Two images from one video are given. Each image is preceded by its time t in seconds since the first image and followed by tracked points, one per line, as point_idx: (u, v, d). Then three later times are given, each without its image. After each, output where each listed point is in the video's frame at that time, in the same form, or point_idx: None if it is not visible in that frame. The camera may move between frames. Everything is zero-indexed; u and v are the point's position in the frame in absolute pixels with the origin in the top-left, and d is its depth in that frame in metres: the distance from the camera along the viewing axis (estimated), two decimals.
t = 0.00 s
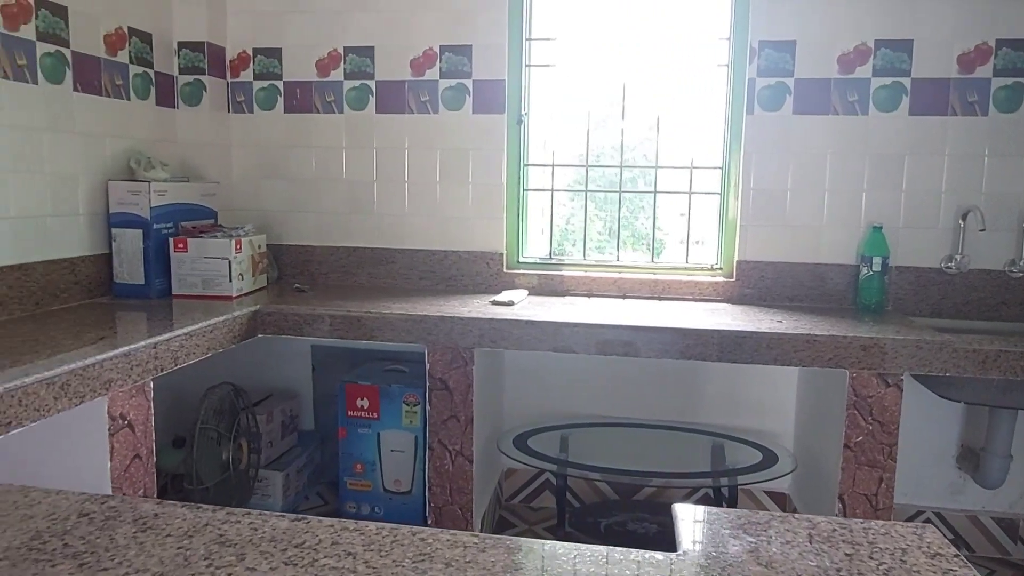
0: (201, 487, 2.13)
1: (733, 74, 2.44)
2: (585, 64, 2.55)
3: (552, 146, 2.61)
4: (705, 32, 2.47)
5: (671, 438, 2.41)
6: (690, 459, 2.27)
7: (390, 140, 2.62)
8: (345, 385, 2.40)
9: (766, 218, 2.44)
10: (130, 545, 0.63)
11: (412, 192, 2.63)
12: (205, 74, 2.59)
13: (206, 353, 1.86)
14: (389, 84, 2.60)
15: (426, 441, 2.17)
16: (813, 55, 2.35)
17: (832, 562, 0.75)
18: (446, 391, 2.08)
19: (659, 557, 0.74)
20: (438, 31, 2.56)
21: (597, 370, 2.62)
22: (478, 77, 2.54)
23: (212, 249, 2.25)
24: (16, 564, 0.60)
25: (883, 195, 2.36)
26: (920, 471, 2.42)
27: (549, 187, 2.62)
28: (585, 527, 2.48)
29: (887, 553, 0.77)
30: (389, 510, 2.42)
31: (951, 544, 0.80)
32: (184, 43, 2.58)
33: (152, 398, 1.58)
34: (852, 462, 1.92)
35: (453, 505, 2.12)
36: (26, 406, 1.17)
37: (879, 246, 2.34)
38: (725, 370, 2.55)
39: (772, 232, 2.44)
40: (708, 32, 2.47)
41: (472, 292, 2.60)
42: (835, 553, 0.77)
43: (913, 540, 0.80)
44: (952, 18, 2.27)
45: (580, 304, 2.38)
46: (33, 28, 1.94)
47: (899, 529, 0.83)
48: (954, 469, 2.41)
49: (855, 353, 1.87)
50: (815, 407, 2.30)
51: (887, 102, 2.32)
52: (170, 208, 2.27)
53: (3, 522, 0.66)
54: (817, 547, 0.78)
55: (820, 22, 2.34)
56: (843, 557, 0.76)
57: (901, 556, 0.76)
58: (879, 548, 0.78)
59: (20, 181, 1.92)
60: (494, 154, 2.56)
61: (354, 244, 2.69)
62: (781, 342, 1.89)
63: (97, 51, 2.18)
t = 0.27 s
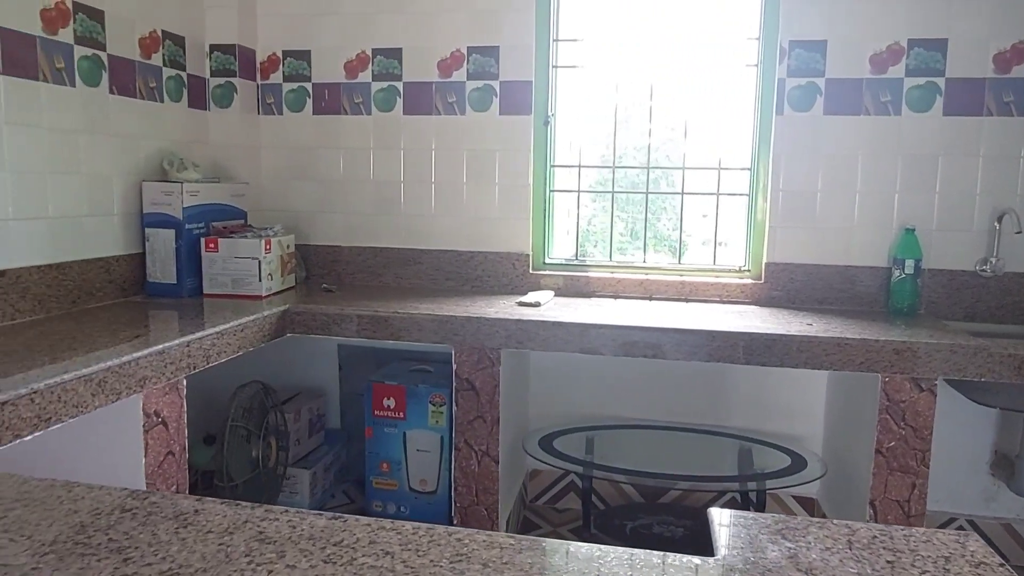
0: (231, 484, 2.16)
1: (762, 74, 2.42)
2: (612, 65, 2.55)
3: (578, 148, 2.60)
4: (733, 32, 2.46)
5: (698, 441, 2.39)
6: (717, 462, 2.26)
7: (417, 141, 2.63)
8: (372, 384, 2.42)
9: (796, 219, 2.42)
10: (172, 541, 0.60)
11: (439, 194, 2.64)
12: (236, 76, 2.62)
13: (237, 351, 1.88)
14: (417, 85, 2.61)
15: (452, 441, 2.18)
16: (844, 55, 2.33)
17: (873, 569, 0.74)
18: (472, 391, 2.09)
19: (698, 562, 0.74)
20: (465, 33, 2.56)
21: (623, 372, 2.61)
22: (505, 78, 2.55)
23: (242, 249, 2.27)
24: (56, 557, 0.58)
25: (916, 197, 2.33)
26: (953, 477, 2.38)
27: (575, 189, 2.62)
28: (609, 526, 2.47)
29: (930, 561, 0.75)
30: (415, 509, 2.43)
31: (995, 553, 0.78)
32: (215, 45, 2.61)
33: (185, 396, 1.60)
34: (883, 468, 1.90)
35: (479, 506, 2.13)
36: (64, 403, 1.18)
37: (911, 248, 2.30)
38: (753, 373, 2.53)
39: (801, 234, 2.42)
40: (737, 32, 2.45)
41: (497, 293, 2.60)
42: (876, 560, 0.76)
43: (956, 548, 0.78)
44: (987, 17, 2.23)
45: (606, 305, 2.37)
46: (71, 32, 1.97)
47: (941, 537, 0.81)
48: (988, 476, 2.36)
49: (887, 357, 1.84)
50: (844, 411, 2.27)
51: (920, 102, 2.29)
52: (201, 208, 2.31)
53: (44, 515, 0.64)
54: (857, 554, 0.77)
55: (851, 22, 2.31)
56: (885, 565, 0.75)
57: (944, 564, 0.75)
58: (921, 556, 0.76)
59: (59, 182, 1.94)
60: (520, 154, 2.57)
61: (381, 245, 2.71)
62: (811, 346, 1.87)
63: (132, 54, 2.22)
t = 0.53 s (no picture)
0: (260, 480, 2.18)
1: (792, 73, 2.39)
2: (639, 65, 2.54)
3: (605, 148, 2.59)
4: (763, 31, 2.43)
5: (725, 444, 2.37)
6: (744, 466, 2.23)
7: (444, 141, 2.64)
8: (398, 383, 2.43)
9: (826, 220, 2.39)
10: (211, 535, 0.60)
11: (465, 194, 2.65)
12: (266, 77, 2.65)
13: (266, 349, 1.90)
14: (444, 86, 2.62)
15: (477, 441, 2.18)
16: (876, 54, 2.29)
17: None
18: (498, 391, 2.09)
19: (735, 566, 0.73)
20: (492, 33, 2.57)
21: (649, 373, 2.59)
22: (532, 78, 2.55)
23: (272, 248, 2.30)
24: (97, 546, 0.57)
25: (950, 198, 2.29)
26: (986, 483, 2.34)
27: (601, 189, 2.61)
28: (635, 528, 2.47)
29: (972, 569, 0.74)
30: (440, 508, 2.44)
31: None
32: (246, 47, 2.64)
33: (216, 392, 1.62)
34: (915, 473, 1.87)
35: (504, 505, 2.13)
36: (100, 397, 1.20)
37: (945, 250, 2.26)
38: (781, 375, 2.50)
39: (830, 235, 2.39)
40: (767, 31, 2.43)
41: (523, 293, 2.61)
42: (916, 566, 0.74)
43: (999, 556, 0.77)
44: None
45: (632, 306, 2.36)
46: (108, 35, 2.00)
47: (983, 544, 0.80)
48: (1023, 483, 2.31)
49: (920, 360, 1.81)
50: (874, 415, 2.24)
51: (954, 102, 2.25)
52: (231, 208, 2.34)
53: (85, 507, 0.64)
54: (897, 560, 0.76)
55: (883, 20, 2.28)
56: (925, 572, 0.74)
57: (987, 572, 0.74)
58: (962, 564, 0.75)
59: (95, 181, 1.98)
60: (547, 154, 2.57)
61: (408, 245, 2.72)
62: (841, 348, 1.85)
63: (165, 56, 2.25)
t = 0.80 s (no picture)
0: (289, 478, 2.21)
1: (822, 72, 2.37)
2: (666, 65, 2.53)
3: (632, 148, 2.59)
4: (792, 30, 2.41)
5: (753, 446, 2.35)
6: (772, 469, 2.21)
7: (471, 141, 2.65)
8: (425, 383, 2.44)
9: (856, 221, 2.36)
10: (250, 530, 0.60)
11: (491, 195, 2.66)
12: (295, 79, 2.68)
13: (296, 348, 1.93)
14: (471, 87, 2.63)
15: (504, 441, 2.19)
16: (909, 53, 2.26)
17: None
18: (524, 392, 2.10)
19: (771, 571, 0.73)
20: (519, 35, 2.57)
21: (675, 374, 2.58)
22: (558, 79, 2.55)
23: (301, 248, 2.33)
24: (141, 539, 0.58)
25: (984, 199, 2.25)
26: (1022, 489, 2.30)
27: (627, 190, 2.60)
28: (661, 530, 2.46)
29: None
30: (466, 507, 2.45)
31: None
32: (275, 50, 2.67)
33: (248, 390, 1.65)
34: (948, 478, 1.84)
35: (530, 506, 2.14)
36: (137, 393, 1.22)
37: (980, 251, 2.22)
38: (810, 377, 2.48)
39: (861, 236, 2.36)
40: (796, 30, 2.41)
41: (549, 294, 2.61)
42: (957, 572, 0.73)
43: None
44: None
45: (659, 307, 2.35)
46: (143, 39, 2.04)
47: None
48: None
49: (954, 364, 1.78)
50: (906, 419, 2.21)
51: (989, 101, 2.21)
52: (261, 209, 2.37)
53: (129, 502, 0.66)
54: (937, 566, 0.75)
55: (916, 18, 2.25)
56: None
57: None
58: (1003, 571, 0.74)
59: (130, 182, 2.01)
60: (573, 155, 2.56)
61: (435, 245, 2.74)
62: (873, 351, 1.83)
63: (198, 59, 2.29)
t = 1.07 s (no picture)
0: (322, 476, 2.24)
1: (857, 72, 2.34)
2: (696, 65, 2.52)
3: (662, 149, 2.58)
4: (826, 29, 2.38)
5: (785, 449, 2.33)
6: (804, 472, 2.19)
7: (501, 142, 2.66)
8: (455, 383, 2.46)
9: (890, 222, 2.33)
10: (296, 527, 0.60)
11: (521, 195, 2.67)
12: (327, 82, 2.71)
13: (329, 348, 1.95)
14: (501, 88, 2.64)
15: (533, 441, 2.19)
16: (945, 51, 2.22)
17: None
18: (555, 392, 2.10)
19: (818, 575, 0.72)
20: (549, 36, 2.57)
21: (706, 376, 2.57)
22: (589, 80, 2.55)
23: (333, 249, 2.35)
24: (191, 534, 0.59)
25: None
26: None
27: (656, 191, 2.59)
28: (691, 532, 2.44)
29: None
30: (495, 507, 2.46)
31: None
32: (308, 53, 2.71)
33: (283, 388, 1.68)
34: (987, 484, 1.81)
35: (560, 506, 2.14)
36: (177, 390, 1.25)
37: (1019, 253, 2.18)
38: (843, 380, 2.45)
39: (896, 237, 2.33)
40: (829, 29, 2.38)
41: (578, 295, 2.60)
42: None
43: None
44: None
45: (690, 308, 2.34)
46: (181, 43, 2.08)
47: None
48: None
49: (993, 368, 1.75)
50: (943, 423, 2.17)
51: None
52: (294, 210, 2.40)
53: (178, 497, 0.67)
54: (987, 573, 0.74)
55: (954, 16, 2.21)
56: None
57: None
58: None
59: (168, 184, 2.05)
60: (603, 156, 2.56)
61: (464, 246, 2.75)
62: (909, 354, 1.80)
63: (233, 63, 2.32)
